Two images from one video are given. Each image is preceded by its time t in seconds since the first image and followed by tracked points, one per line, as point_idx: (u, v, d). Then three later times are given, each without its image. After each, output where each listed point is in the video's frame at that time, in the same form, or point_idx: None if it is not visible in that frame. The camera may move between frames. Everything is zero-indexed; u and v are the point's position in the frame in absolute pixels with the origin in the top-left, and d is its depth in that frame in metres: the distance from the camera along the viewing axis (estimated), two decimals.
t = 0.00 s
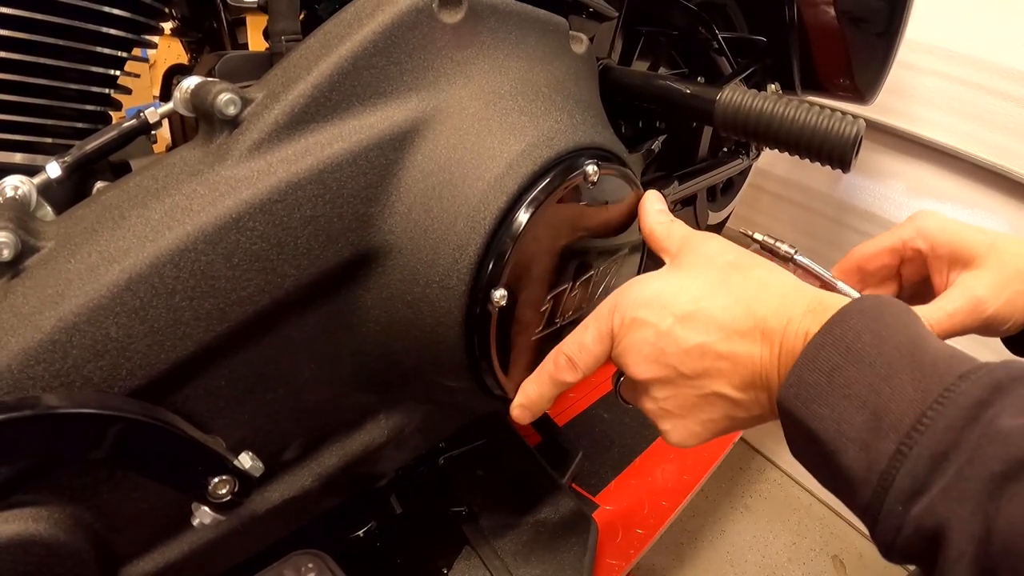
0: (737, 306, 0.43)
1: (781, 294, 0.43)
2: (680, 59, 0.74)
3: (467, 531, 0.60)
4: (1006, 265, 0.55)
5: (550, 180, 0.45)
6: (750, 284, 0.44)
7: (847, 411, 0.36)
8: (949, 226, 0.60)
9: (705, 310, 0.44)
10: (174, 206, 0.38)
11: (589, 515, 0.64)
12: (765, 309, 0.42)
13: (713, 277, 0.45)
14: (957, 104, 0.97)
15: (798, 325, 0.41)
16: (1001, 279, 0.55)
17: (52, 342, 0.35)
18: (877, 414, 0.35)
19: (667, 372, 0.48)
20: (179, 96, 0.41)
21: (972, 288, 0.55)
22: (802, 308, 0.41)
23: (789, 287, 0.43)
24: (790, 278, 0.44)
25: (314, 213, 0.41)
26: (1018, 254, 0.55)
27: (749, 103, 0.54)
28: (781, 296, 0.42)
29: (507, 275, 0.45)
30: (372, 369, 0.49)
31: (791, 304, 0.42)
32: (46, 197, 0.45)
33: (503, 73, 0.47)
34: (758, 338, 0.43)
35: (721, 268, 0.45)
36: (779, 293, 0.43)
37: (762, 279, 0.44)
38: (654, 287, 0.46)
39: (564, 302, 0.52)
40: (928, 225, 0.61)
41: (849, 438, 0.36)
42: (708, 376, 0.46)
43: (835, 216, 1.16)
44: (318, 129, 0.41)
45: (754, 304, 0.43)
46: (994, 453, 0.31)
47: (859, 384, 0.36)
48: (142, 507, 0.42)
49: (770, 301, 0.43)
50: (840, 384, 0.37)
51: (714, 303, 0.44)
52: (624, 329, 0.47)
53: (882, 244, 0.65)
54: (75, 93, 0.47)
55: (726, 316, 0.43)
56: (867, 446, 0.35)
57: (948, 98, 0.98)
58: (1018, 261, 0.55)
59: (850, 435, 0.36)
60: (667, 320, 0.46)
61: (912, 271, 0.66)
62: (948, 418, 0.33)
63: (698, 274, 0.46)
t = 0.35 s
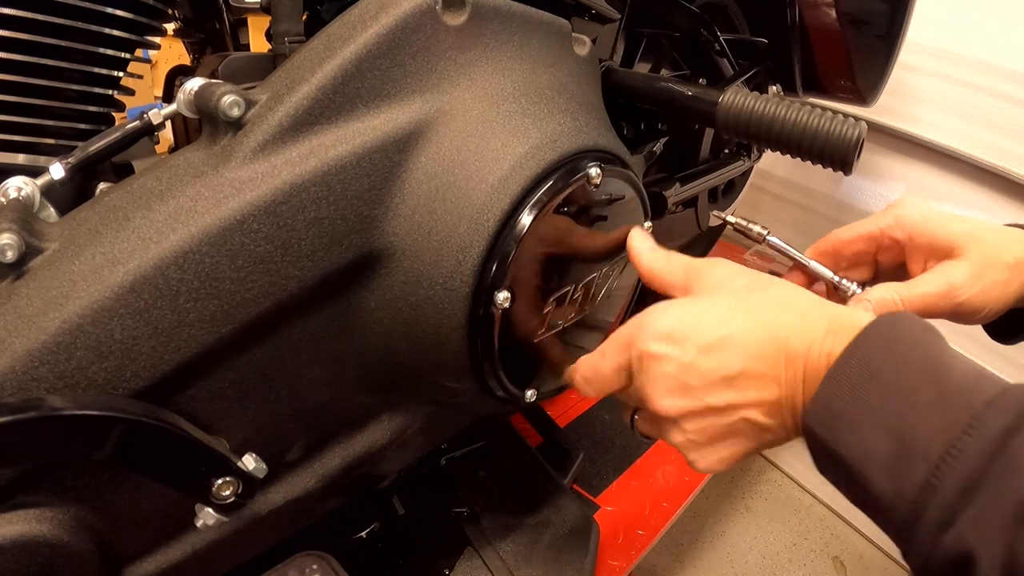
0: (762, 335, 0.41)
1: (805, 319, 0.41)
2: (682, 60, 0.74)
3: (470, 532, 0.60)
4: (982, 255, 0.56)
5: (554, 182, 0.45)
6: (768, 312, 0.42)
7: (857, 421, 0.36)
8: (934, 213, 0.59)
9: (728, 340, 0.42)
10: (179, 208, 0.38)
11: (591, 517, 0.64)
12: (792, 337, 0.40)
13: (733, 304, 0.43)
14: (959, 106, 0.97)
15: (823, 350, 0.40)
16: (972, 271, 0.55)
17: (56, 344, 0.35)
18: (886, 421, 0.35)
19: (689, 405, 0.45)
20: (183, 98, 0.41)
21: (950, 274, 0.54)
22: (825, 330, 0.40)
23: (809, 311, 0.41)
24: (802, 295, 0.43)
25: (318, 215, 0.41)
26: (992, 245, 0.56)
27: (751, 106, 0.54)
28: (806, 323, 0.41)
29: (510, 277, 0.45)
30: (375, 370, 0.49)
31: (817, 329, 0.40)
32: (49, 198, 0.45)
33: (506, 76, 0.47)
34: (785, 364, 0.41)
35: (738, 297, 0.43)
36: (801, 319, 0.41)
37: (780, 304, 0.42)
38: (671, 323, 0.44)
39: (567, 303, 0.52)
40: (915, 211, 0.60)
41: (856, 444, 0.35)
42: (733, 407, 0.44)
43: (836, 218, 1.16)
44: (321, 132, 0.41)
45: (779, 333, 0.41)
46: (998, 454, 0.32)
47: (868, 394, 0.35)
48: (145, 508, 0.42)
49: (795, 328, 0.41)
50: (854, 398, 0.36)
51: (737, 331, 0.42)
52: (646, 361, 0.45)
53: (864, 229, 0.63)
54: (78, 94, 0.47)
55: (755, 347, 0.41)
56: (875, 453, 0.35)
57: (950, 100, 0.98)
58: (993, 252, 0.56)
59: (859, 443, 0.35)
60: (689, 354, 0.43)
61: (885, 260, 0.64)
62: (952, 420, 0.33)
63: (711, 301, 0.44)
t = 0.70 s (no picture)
0: (740, 326, 0.41)
1: (787, 318, 0.39)
2: (685, 63, 0.74)
3: (472, 534, 0.61)
4: (940, 264, 0.52)
5: (558, 186, 0.45)
6: (758, 304, 0.40)
7: (839, 418, 0.34)
8: (891, 222, 0.55)
9: (716, 313, 0.42)
10: (184, 212, 0.38)
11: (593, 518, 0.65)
12: (768, 333, 0.40)
13: (722, 288, 0.42)
14: (961, 108, 0.97)
15: (809, 344, 0.38)
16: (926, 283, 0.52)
17: (61, 348, 0.35)
18: (866, 418, 0.34)
19: (691, 364, 0.47)
20: (187, 101, 0.41)
21: (902, 286, 0.51)
22: (818, 326, 0.38)
23: (800, 308, 0.39)
24: (822, 284, 0.40)
25: (323, 219, 0.41)
26: (948, 254, 0.53)
27: (754, 110, 0.55)
28: (789, 322, 0.39)
29: (514, 281, 0.45)
30: (378, 373, 0.49)
31: (797, 332, 0.38)
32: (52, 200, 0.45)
33: (510, 80, 0.47)
34: (769, 352, 0.40)
35: (737, 278, 0.42)
36: (788, 318, 0.39)
37: (777, 294, 0.40)
38: (669, 291, 0.46)
39: (571, 307, 0.52)
40: (871, 221, 0.55)
41: (835, 443, 0.34)
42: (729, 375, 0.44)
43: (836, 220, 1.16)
44: (327, 136, 0.41)
45: (757, 327, 0.40)
46: (984, 450, 0.30)
47: (848, 389, 0.34)
48: (149, 511, 0.42)
49: (772, 325, 0.39)
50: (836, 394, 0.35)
51: (726, 308, 0.42)
52: (642, 321, 0.48)
53: (821, 241, 0.56)
54: (82, 96, 0.47)
55: (732, 334, 0.42)
56: (855, 453, 0.34)
57: (951, 102, 0.98)
58: (951, 261, 0.52)
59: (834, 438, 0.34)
60: (681, 320, 0.45)
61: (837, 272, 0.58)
62: (931, 416, 0.32)
63: (714, 275, 0.43)
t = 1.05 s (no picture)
0: (730, 316, 0.41)
1: (780, 311, 0.39)
2: (685, 63, 0.74)
3: (471, 534, 0.61)
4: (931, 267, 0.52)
5: (558, 186, 0.45)
6: (751, 296, 0.40)
7: (828, 414, 0.34)
8: (882, 225, 0.54)
9: (706, 305, 0.42)
10: (184, 212, 0.38)
11: (592, 518, 0.65)
12: (759, 326, 0.39)
13: (715, 279, 0.42)
14: (960, 109, 0.97)
15: (799, 339, 0.38)
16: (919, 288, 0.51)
17: (61, 349, 0.35)
18: (855, 416, 0.33)
19: (674, 356, 0.46)
20: (188, 101, 0.41)
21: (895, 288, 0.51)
22: (810, 322, 0.38)
23: (793, 303, 0.39)
24: (813, 282, 0.40)
25: (324, 220, 0.41)
26: (939, 256, 0.52)
27: (754, 110, 0.55)
28: (781, 315, 0.39)
29: (514, 281, 0.45)
30: (378, 374, 0.49)
31: (788, 325, 0.38)
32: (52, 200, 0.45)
33: (511, 80, 0.47)
34: (758, 345, 0.39)
35: (730, 270, 0.42)
36: (781, 311, 0.39)
37: (770, 287, 0.39)
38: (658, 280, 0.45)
39: (571, 307, 0.52)
40: (863, 226, 0.54)
41: (824, 443, 0.34)
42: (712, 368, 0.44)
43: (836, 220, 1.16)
44: (326, 136, 0.41)
45: (747, 319, 0.40)
46: (973, 451, 0.30)
47: (836, 387, 0.34)
48: (149, 511, 0.42)
49: (763, 317, 0.39)
50: (824, 391, 0.34)
51: (716, 300, 0.41)
52: (627, 309, 0.47)
53: (812, 246, 0.56)
54: (83, 96, 0.47)
55: (721, 325, 0.41)
56: (842, 450, 0.33)
57: (951, 103, 0.98)
58: (942, 264, 0.52)
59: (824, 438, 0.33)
60: (669, 309, 0.44)
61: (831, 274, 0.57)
62: (920, 415, 0.32)
63: (705, 269, 0.43)
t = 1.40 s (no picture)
0: (717, 311, 0.40)
1: (766, 302, 0.39)
2: (681, 64, 0.74)
3: (468, 535, 0.61)
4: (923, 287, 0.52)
5: (552, 188, 0.45)
6: (737, 287, 0.40)
7: (819, 396, 0.33)
8: (883, 246, 0.52)
9: (693, 300, 0.42)
10: (178, 216, 0.38)
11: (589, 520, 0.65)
12: (746, 317, 0.39)
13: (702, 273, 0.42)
14: (959, 109, 0.97)
15: (785, 329, 0.38)
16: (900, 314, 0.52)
17: (56, 352, 0.36)
18: (841, 406, 0.33)
19: (666, 354, 0.46)
20: (182, 104, 0.41)
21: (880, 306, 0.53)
22: (795, 311, 0.38)
23: (780, 293, 0.38)
24: (800, 275, 0.40)
25: (318, 223, 0.41)
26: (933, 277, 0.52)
27: (750, 112, 0.55)
28: (767, 305, 0.39)
29: (508, 283, 0.45)
30: (373, 376, 0.49)
31: (774, 314, 0.38)
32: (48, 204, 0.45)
33: (505, 83, 0.47)
34: (744, 337, 0.39)
35: (716, 266, 0.42)
36: (767, 300, 0.39)
37: (754, 278, 0.40)
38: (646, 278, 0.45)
39: (565, 309, 0.52)
40: (861, 246, 0.52)
41: (812, 444, 0.34)
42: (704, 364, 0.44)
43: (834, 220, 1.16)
44: (320, 140, 0.41)
45: (733, 312, 0.40)
46: (960, 442, 0.30)
47: (821, 389, 0.34)
48: (145, 514, 0.42)
49: (750, 308, 0.39)
50: (809, 384, 0.34)
51: (703, 296, 0.41)
52: (616, 310, 0.47)
53: (810, 259, 0.54)
54: (75, 99, 0.47)
55: (708, 321, 0.41)
56: (829, 450, 0.33)
57: (949, 103, 0.98)
58: (936, 291, 0.52)
59: (813, 437, 0.33)
60: (659, 306, 0.44)
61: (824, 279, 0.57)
62: (906, 405, 0.32)
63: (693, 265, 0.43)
